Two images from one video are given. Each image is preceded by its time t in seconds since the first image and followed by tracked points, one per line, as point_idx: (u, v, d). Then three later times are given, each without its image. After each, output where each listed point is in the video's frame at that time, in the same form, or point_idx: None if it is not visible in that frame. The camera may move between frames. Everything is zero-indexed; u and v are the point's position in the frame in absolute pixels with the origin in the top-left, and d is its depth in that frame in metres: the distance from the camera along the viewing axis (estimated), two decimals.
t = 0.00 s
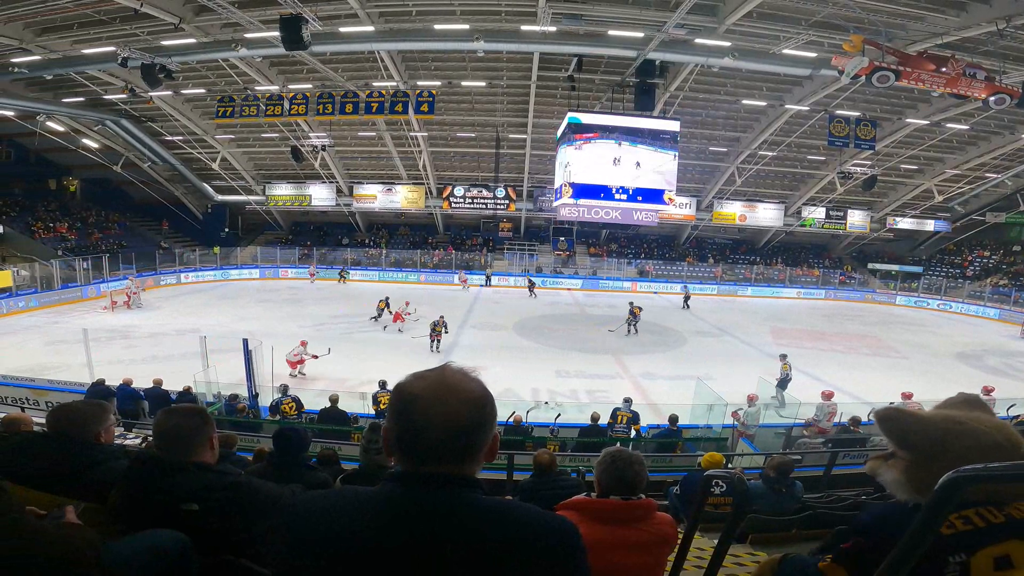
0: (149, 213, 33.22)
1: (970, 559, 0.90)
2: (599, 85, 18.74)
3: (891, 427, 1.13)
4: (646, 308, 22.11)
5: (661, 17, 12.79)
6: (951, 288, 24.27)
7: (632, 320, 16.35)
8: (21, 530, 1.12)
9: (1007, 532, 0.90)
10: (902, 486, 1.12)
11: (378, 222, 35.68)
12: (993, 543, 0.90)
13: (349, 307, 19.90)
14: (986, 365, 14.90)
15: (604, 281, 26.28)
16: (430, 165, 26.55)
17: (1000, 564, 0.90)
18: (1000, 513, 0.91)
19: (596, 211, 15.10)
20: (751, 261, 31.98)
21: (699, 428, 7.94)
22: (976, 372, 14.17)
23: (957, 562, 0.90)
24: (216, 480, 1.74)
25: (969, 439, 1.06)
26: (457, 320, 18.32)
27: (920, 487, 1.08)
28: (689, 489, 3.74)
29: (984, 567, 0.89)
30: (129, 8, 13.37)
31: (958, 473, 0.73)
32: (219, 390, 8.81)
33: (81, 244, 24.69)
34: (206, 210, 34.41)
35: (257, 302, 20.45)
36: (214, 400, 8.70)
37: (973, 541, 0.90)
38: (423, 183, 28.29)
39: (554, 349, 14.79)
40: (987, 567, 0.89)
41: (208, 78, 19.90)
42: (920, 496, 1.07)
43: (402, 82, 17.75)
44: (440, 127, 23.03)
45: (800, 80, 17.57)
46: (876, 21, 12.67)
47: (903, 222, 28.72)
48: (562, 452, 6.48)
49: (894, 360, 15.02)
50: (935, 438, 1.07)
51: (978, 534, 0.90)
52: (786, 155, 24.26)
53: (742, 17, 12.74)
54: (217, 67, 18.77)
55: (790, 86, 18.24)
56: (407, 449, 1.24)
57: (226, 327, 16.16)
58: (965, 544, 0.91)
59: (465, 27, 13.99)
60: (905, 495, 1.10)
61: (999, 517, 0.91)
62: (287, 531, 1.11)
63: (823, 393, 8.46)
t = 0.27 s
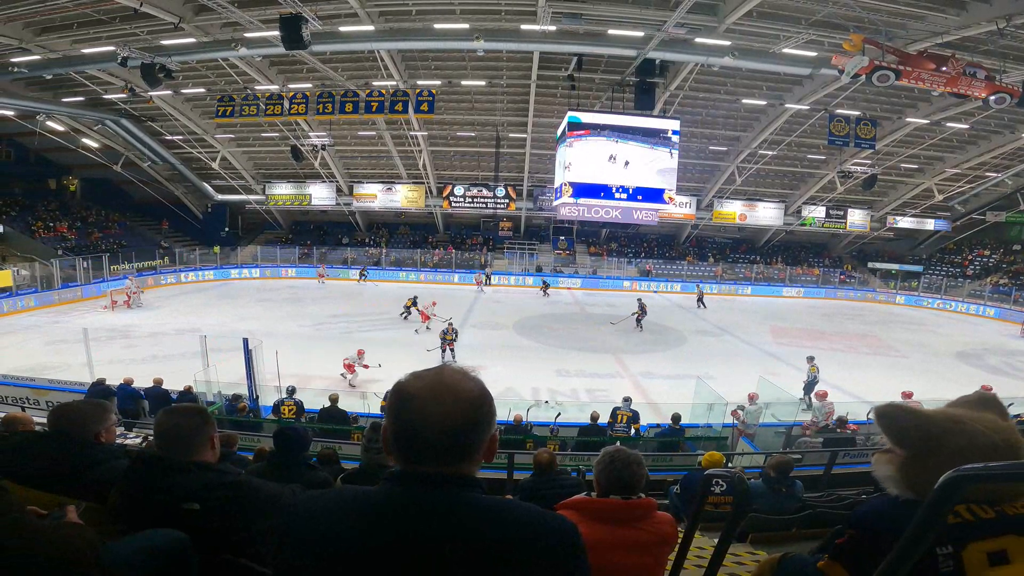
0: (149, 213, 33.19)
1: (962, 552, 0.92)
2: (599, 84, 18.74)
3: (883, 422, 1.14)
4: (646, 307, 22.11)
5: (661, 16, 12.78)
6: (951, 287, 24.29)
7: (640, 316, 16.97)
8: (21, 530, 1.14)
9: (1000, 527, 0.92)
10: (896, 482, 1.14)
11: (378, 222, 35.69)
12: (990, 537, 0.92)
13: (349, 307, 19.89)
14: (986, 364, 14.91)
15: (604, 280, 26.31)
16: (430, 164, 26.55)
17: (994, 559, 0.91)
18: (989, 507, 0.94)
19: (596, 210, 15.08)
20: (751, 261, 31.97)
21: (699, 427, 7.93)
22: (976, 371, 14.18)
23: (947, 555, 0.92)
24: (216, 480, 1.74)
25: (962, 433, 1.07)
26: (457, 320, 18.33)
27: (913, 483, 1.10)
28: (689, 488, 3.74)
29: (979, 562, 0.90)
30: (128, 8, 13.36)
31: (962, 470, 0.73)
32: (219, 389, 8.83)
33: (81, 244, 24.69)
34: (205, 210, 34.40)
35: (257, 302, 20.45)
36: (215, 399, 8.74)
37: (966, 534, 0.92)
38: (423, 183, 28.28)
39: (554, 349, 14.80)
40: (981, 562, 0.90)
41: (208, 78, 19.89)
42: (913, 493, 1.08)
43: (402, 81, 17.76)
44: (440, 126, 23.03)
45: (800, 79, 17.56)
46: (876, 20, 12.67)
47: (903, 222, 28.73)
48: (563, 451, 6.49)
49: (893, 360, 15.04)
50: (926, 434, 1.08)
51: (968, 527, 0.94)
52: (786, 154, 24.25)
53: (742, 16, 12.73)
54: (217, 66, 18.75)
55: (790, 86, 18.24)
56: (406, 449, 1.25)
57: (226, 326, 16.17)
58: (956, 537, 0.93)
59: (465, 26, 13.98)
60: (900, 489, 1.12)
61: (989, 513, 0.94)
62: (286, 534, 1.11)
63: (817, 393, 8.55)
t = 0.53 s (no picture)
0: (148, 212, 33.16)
1: (960, 551, 0.92)
2: (599, 83, 18.75)
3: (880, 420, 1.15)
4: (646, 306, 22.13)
5: (660, 16, 12.77)
6: (950, 286, 24.34)
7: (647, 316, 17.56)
8: (21, 530, 1.14)
9: (998, 527, 0.93)
10: (893, 481, 1.14)
11: (377, 221, 35.70)
12: (989, 536, 0.92)
13: (349, 306, 19.89)
14: (985, 363, 14.95)
15: (604, 279, 26.34)
16: (430, 163, 26.55)
17: (994, 558, 0.91)
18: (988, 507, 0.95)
19: (597, 209, 15.08)
20: (750, 259, 32.01)
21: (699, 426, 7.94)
22: (975, 370, 14.20)
23: (945, 554, 0.92)
24: (216, 480, 1.75)
25: (959, 432, 1.08)
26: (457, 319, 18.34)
27: (912, 481, 1.10)
28: (689, 487, 3.74)
29: (977, 562, 0.90)
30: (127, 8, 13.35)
31: (960, 468, 0.73)
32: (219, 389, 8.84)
33: (81, 243, 24.66)
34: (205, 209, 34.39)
35: (257, 301, 20.44)
36: (215, 399, 8.75)
37: (965, 533, 0.93)
38: (423, 182, 28.27)
39: (554, 348, 14.81)
40: (981, 562, 0.90)
41: (208, 78, 19.88)
42: (911, 492, 1.08)
43: (401, 81, 17.76)
44: (440, 125, 23.03)
45: (800, 78, 17.55)
46: (875, 20, 12.67)
47: (902, 221, 28.77)
48: (563, 450, 6.50)
49: (893, 358, 15.06)
50: (923, 432, 1.09)
51: (967, 527, 0.94)
52: (785, 153, 24.27)
53: (741, 15, 12.73)
54: (216, 65, 18.74)
55: (789, 84, 18.25)
56: (404, 449, 1.24)
57: (226, 326, 16.17)
58: (955, 537, 0.93)
59: (464, 26, 13.96)
60: (899, 488, 1.12)
61: (987, 511, 0.94)
62: (285, 534, 1.11)
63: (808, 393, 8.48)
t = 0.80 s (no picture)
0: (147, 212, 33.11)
1: (961, 551, 0.92)
2: (598, 83, 18.74)
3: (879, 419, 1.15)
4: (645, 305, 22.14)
5: (659, 15, 12.77)
6: (949, 285, 24.40)
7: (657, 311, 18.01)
8: (20, 530, 1.14)
9: (999, 526, 0.93)
10: (892, 480, 1.14)
11: (376, 220, 35.69)
12: (988, 536, 0.93)
13: (348, 306, 19.87)
14: (983, 361, 14.98)
15: (603, 278, 26.36)
16: (429, 163, 26.54)
17: (994, 558, 0.92)
18: (988, 506, 0.95)
19: (596, 209, 15.10)
20: (750, 258, 32.03)
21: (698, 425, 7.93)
22: (974, 368, 14.23)
23: (946, 554, 0.92)
24: (215, 479, 1.75)
25: (958, 431, 1.08)
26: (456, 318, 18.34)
27: (910, 480, 1.10)
28: (688, 486, 3.74)
29: (978, 561, 0.91)
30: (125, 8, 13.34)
31: (960, 468, 0.73)
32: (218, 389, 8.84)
33: (79, 243, 24.62)
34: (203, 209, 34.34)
35: (256, 301, 20.42)
36: (213, 399, 8.76)
37: (966, 533, 0.93)
38: (422, 181, 28.26)
39: (553, 347, 14.82)
40: (981, 562, 0.91)
41: (206, 77, 19.85)
42: (910, 492, 1.08)
43: (400, 80, 17.76)
44: (439, 125, 23.02)
45: (799, 78, 17.56)
46: (874, 19, 12.66)
47: (901, 220, 28.81)
48: (562, 450, 6.50)
49: (892, 357, 15.09)
50: (922, 431, 1.09)
51: (967, 527, 0.94)
52: (784, 152, 24.28)
53: (740, 14, 12.74)
54: (214, 65, 18.71)
55: (788, 84, 18.28)
56: (402, 449, 1.24)
57: (225, 326, 16.16)
58: (954, 536, 0.93)
59: (463, 25, 13.93)
60: (897, 487, 1.12)
61: (985, 511, 0.95)
62: (284, 534, 1.11)
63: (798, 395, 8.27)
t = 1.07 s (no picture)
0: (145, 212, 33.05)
1: (959, 550, 0.93)
2: (596, 82, 18.75)
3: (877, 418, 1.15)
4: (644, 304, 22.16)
5: (657, 15, 12.76)
6: (947, 284, 24.44)
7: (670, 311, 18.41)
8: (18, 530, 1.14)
9: (996, 526, 0.93)
10: (889, 480, 1.14)
11: (375, 219, 35.68)
12: (986, 536, 0.93)
13: (347, 305, 19.85)
14: (981, 360, 15.02)
15: (602, 277, 26.39)
16: (428, 162, 26.52)
17: (992, 558, 0.92)
18: (985, 505, 0.95)
19: (596, 208, 15.10)
20: (748, 257, 32.05)
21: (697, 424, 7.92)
22: (972, 367, 14.26)
23: (943, 553, 0.93)
24: (213, 479, 1.74)
25: (956, 431, 1.08)
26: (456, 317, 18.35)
27: (908, 479, 1.10)
28: (687, 485, 3.74)
29: (976, 561, 0.91)
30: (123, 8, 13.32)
31: (957, 467, 0.73)
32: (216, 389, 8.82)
33: (78, 243, 24.57)
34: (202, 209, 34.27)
35: (254, 300, 20.39)
36: (212, 399, 8.74)
37: (964, 532, 0.93)
38: (421, 181, 28.25)
39: (552, 346, 14.82)
40: (979, 562, 0.91)
41: (204, 77, 19.82)
42: (908, 490, 1.08)
43: (399, 79, 17.76)
44: (437, 124, 23.01)
45: (797, 77, 17.58)
46: (872, 19, 12.67)
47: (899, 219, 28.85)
48: (561, 449, 6.51)
49: (890, 356, 15.13)
50: (920, 431, 1.09)
51: (965, 526, 0.94)
52: (783, 152, 24.31)
53: (738, 13, 12.74)
54: (212, 65, 18.68)
55: (786, 83, 18.30)
56: (397, 449, 1.24)
57: (224, 325, 16.14)
58: (953, 537, 0.93)
59: (461, 25, 13.91)
60: (894, 486, 1.13)
61: (984, 510, 0.95)
62: (280, 533, 1.11)
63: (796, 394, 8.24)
